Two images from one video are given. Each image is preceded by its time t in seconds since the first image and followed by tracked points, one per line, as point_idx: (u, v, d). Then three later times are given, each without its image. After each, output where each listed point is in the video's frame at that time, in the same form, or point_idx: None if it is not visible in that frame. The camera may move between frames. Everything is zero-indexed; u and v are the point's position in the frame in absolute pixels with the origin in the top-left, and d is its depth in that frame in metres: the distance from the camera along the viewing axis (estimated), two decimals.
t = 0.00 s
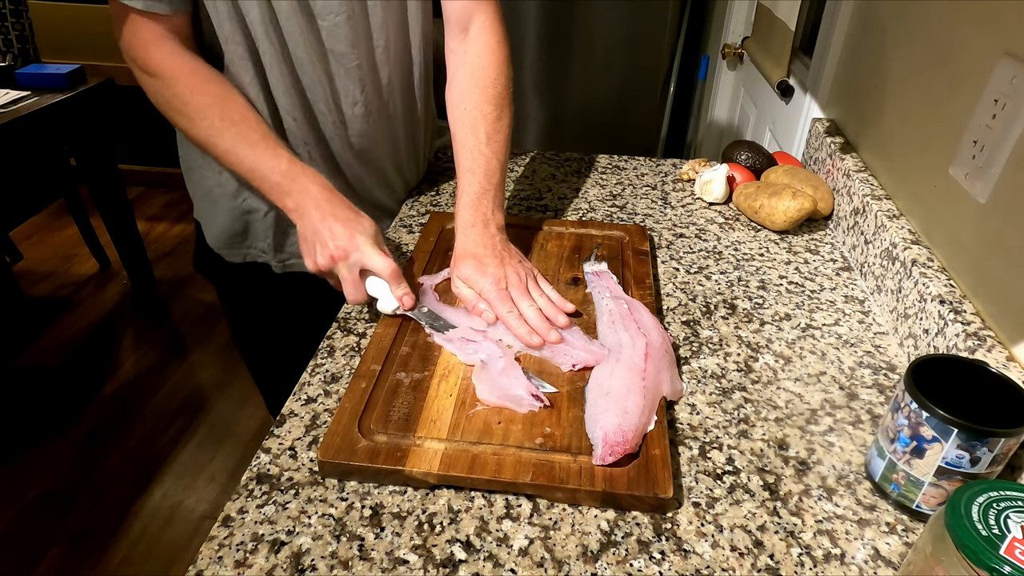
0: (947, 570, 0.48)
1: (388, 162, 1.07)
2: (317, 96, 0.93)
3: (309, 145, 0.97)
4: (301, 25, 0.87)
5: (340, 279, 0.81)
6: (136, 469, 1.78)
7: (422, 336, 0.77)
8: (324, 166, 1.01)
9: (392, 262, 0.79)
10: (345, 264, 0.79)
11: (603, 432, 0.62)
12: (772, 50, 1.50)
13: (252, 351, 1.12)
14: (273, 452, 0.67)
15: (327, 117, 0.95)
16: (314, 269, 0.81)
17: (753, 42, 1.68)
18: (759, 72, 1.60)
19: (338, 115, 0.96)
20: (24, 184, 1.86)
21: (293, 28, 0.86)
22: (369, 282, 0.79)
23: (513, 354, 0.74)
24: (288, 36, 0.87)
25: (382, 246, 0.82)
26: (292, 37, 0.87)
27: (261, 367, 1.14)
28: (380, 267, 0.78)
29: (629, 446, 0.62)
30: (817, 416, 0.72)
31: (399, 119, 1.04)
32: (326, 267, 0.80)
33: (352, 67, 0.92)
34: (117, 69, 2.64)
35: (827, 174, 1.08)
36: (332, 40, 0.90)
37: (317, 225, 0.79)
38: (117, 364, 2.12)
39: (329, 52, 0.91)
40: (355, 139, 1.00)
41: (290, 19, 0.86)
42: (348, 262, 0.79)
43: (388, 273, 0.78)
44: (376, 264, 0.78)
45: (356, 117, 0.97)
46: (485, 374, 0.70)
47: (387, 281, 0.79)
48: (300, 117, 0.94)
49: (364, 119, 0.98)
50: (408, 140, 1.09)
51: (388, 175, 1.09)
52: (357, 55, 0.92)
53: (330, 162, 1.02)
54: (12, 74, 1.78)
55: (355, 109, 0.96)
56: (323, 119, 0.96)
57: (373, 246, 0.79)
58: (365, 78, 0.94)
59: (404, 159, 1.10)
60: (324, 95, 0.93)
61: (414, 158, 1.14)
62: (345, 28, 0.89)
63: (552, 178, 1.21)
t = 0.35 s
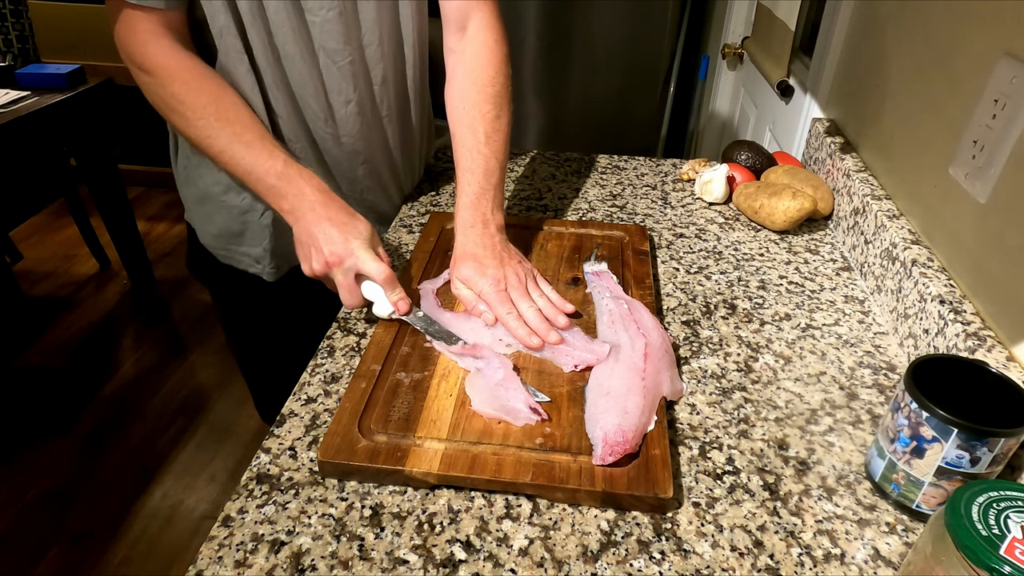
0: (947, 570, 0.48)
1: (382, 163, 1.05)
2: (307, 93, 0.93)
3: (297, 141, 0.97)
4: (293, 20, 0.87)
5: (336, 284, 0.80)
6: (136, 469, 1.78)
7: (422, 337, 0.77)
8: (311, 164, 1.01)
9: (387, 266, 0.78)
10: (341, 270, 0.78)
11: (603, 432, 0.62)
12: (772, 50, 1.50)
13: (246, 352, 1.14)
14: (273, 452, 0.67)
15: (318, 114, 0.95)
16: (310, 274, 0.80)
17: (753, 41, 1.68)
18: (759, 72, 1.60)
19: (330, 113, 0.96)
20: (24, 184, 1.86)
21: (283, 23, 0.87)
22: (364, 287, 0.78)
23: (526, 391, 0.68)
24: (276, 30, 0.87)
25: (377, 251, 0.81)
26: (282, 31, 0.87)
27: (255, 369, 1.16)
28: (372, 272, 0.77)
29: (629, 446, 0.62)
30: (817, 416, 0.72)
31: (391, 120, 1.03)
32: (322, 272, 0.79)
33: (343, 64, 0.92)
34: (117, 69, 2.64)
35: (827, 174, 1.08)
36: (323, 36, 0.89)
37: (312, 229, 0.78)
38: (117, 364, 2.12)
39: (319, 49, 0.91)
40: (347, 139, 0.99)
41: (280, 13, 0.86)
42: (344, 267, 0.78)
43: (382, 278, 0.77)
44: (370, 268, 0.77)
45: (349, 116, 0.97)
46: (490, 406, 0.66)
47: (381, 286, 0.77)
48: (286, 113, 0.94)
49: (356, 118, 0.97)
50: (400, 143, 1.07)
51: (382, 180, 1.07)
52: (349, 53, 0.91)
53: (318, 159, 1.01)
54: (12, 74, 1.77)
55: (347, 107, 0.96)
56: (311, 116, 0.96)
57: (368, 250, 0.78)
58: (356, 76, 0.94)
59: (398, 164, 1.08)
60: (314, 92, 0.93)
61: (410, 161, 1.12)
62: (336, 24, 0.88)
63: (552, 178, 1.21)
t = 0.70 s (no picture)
0: (947, 570, 0.48)
1: (383, 165, 1.05)
2: (306, 95, 0.93)
3: (296, 143, 0.97)
4: (293, 22, 0.88)
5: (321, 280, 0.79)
6: (136, 469, 1.78)
7: (422, 336, 0.77)
8: (309, 169, 1.00)
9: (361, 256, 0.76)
10: (320, 266, 0.76)
11: (603, 432, 0.62)
12: (772, 49, 1.50)
13: (246, 355, 1.14)
14: (273, 452, 0.67)
15: (319, 117, 0.95)
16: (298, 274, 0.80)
17: (753, 41, 1.68)
18: (759, 72, 1.60)
19: (331, 115, 0.96)
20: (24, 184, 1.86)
21: (282, 24, 0.87)
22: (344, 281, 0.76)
23: (512, 374, 0.71)
24: (272, 32, 0.88)
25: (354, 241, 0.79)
26: (280, 33, 0.88)
27: (256, 371, 1.16)
28: (349, 263, 0.75)
29: (629, 446, 0.62)
30: (817, 416, 0.72)
31: (393, 120, 1.03)
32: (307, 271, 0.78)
33: (346, 64, 0.92)
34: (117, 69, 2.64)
35: (827, 174, 1.08)
36: (320, 35, 0.90)
37: (288, 227, 0.77)
38: (117, 364, 2.12)
39: (319, 50, 0.91)
40: (349, 140, 0.99)
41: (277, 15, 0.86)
42: (324, 264, 0.76)
43: (359, 270, 0.75)
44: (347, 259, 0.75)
45: (352, 117, 0.97)
46: (478, 392, 0.68)
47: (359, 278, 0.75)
48: (284, 115, 0.94)
49: (359, 119, 0.98)
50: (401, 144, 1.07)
51: (387, 180, 1.07)
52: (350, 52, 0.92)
53: (317, 165, 1.00)
54: (13, 74, 1.78)
55: (350, 108, 0.96)
56: (310, 120, 0.95)
57: (343, 244, 0.76)
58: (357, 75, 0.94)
59: (400, 165, 1.08)
60: (315, 92, 0.93)
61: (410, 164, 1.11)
62: (335, 23, 0.89)
63: (552, 178, 1.21)
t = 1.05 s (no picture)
0: (947, 570, 0.48)
1: (386, 168, 1.05)
2: (311, 102, 0.92)
3: (299, 149, 0.97)
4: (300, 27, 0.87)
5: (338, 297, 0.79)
6: (136, 469, 1.78)
7: (422, 336, 0.77)
8: (312, 174, 1.00)
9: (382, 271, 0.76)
10: (340, 283, 0.77)
11: (603, 432, 0.62)
12: (772, 49, 1.50)
13: (246, 355, 1.14)
14: (272, 452, 0.67)
15: (322, 125, 0.95)
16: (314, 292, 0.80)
17: (753, 41, 1.68)
18: (759, 72, 1.59)
19: (335, 120, 0.96)
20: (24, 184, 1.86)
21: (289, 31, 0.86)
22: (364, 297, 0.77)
23: (516, 376, 0.70)
24: (276, 42, 0.87)
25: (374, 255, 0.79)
26: (287, 41, 0.87)
27: (256, 371, 1.16)
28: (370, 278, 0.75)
29: (629, 446, 0.62)
30: (817, 416, 0.72)
31: (396, 124, 1.03)
32: (323, 288, 0.78)
33: (351, 71, 0.92)
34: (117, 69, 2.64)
35: (827, 174, 1.08)
36: (330, 42, 0.89)
37: (307, 244, 0.78)
38: (117, 364, 2.12)
39: (324, 58, 0.90)
40: (353, 146, 0.99)
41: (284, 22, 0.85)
42: (343, 280, 0.77)
43: (381, 286, 0.75)
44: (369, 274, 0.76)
45: (354, 124, 0.97)
46: (479, 392, 0.68)
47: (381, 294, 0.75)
48: (288, 121, 0.94)
49: (363, 124, 0.98)
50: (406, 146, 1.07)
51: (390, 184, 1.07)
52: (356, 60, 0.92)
53: (320, 170, 1.00)
54: (12, 74, 1.77)
55: (354, 115, 0.96)
56: (313, 126, 0.95)
57: (363, 259, 0.77)
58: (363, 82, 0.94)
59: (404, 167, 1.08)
60: (318, 101, 0.93)
61: (411, 165, 1.12)
62: (342, 31, 0.88)
63: (552, 178, 1.21)
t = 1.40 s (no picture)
0: (947, 570, 0.48)
1: (384, 165, 1.05)
2: (308, 98, 0.92)
3: (299, 146, 0.97)
4: (297, 24, 0.87)
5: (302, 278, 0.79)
6: (136, 469, 1.78)
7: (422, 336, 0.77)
8: (313, 172, 1.00)
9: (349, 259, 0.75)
10: (304, 263, 0.76)
11: (603, 432, 0.62)
12: (772, 49, 1.50)
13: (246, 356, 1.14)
14: (273, 452, 0.67)
15: (321, 120, 0.95)
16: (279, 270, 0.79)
17: (753, 41, 1.68)
18: (759, 72, 1.59)
19: (335, 117, 0.95)
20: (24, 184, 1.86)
21: (287, 28, 0.86)
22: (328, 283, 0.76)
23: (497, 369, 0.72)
24: (273, 37, 0.86)
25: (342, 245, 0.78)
26: (284, 37, 0.87)
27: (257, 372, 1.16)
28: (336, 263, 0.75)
29: (629, 446, 0.62)
30: (817, 416, 0.72)
31: (395, 120, 1.03)
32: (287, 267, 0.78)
33: (349, 68, 0.91)
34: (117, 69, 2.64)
35: (827, 174, 1.08)
36: (325, 40, 0.89)
37: (274, 225, 0.77)
38: (117, 364, 2.12)
39: (322, 54, 0.90)
40: (352, 143, 0.99)
41: (282, 19, 0.85)
42: (308, 263, 0.76)
43: (345, 271, 0.74)
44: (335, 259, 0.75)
45: (354, 120, 0.96)
46: (475, 392, 0.68)
47: (345, 280, 0.74)
48: (286, 117, 0.94)
49: (363, 121, 0.97)
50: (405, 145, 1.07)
51: (389, 179, 1.08)
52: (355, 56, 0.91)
53: (321, 168, 1.00)
54: (13, 74, 1.77)
55: (354, 110, 0.96)
56: (311, 122, 0.95)
57: (330, 245, 0.76)
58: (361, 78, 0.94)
59: (403, 163, 1.09)
60: (317, 96, 0.92)
61: (411, 163, 1.12)
62: (341, 27, 0.88)
63: (552, 178, 1.21)
